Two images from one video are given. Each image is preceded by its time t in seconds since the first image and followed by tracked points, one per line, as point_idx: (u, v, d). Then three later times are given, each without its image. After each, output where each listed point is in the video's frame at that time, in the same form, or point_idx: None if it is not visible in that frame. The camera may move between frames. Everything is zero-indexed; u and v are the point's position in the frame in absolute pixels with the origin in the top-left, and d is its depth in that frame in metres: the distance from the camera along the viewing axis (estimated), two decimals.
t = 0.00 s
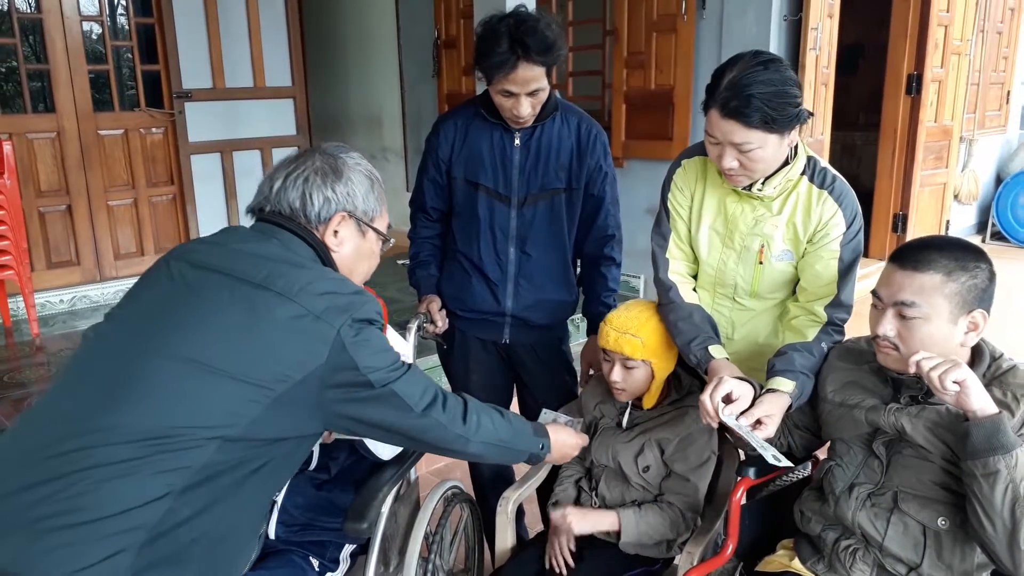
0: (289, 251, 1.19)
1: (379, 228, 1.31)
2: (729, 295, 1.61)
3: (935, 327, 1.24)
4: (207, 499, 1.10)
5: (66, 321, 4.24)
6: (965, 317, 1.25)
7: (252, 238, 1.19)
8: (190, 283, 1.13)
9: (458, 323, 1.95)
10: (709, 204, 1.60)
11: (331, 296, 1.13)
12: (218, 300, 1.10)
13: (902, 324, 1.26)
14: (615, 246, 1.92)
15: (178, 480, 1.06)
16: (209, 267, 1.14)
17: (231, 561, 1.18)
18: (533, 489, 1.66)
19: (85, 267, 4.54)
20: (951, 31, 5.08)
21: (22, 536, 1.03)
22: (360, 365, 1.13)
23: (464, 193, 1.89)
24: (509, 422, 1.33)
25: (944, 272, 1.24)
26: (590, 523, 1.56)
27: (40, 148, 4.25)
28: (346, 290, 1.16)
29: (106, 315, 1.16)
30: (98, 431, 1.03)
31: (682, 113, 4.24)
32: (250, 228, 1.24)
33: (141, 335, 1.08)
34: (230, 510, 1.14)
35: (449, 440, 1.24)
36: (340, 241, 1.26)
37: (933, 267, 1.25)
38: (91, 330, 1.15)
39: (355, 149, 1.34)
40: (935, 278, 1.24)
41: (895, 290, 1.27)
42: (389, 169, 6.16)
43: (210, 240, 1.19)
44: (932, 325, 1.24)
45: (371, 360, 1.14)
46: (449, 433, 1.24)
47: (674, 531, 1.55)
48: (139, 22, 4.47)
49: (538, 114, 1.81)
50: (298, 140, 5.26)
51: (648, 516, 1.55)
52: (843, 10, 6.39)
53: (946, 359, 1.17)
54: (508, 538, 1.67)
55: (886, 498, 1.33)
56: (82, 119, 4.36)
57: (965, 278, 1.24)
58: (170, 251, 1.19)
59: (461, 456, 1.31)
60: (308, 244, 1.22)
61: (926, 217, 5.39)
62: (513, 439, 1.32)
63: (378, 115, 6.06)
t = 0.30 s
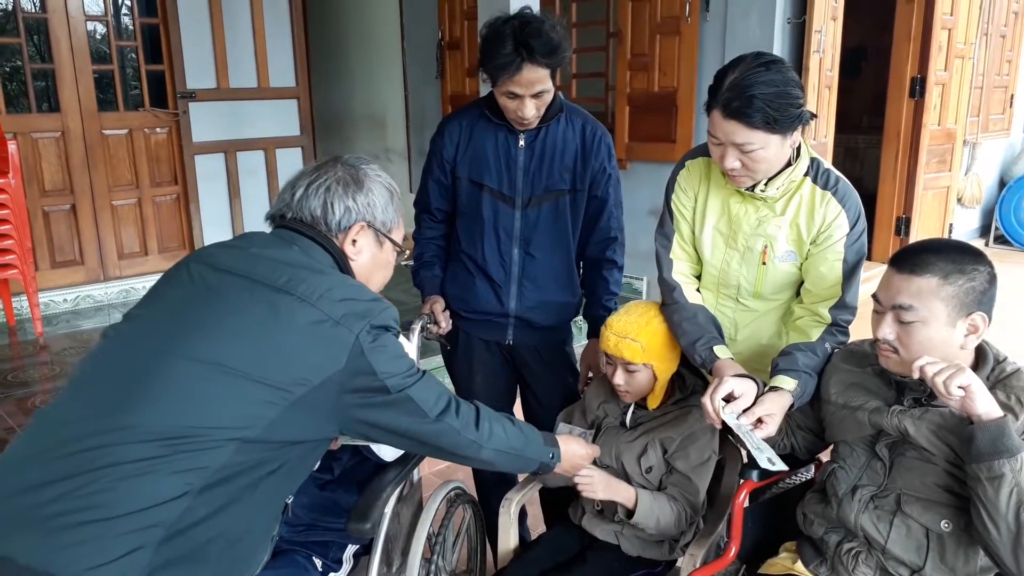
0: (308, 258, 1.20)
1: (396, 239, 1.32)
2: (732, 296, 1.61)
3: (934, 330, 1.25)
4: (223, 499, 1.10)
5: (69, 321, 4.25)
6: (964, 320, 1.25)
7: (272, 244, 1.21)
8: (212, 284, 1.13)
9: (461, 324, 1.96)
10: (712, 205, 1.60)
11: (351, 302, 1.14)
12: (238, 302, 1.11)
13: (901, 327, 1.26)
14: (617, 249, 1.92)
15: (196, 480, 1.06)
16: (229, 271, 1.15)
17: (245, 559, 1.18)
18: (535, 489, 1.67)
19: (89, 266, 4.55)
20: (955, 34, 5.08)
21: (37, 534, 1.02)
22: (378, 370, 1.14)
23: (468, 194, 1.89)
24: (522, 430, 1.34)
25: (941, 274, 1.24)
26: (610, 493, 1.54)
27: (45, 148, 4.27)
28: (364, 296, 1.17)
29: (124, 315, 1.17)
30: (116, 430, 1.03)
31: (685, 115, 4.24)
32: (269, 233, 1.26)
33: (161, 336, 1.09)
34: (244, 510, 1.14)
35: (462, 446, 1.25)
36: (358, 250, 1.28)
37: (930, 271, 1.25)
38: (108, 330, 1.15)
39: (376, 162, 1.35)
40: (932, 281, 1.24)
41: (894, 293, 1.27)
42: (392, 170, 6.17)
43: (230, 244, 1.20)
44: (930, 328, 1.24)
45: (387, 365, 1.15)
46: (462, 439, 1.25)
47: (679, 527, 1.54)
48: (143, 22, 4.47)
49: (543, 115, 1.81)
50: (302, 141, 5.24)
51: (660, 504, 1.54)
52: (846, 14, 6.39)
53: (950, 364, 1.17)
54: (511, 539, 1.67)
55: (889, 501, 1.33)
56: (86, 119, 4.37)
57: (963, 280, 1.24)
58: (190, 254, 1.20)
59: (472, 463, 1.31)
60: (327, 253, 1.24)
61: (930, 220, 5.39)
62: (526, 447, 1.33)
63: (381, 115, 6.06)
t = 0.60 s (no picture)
0: (321, 260, 1.20)
1: (408, 244, 1.33)
2: (735, 299, 1.61)
3: (934, 336, 1.25)
4: (238, 500, 1.11)
5: (72, 323, 4.26)
6: (963, 324, 1.25)
7: (286, 248, 1.21)
8: (226, 287, 1.14)
9: (464, 326, 1.96)
10: (716, 208, 1.60)
11: (365, 306, 1.15)
12: (253, 305, 1.11)
13: (901, 333, 1.27)
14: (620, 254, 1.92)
15: (212, 480, 1.06)
16: (243, 273, 1.15)
17: (258, 561, 1.18)
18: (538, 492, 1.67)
19: (93, 268, 4.56)
20: (958, 39, 5.08)
21: (49, 534, 1.02)
22: (392, 373, 1.15)
23: (473, 198, 1.90)
24: (531, 434, 1.35)
25: (937, 280, 1.24)
26: (617, 502, 1.54)
27: (49, 150, 4.28)
28: (378, 300, 1.18)
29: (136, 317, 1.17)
30: (131, 430, 1.03)
31: (688, 119, 4.24)
32: (283, 237, 1.26)
33: (176, 338, 1.09)
34: (257, 511, 1.15)
35: (473, 449, 1.26)
36: (371, 254, 1.29)
37: (927, 276, 1.25)
38: (121, 332, 1.15)
39: (390, 168, 1.36)
40: (929, 286, 1.24)
41: (893, 298, 1.27)
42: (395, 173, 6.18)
43: (244, 248, 1.20)
44: (928, 333, 1.25)
45: (401, 368, 1.16)
46: (473, 442, 1.25)
47: (683, 531, 1.54)
48: (148, 25, 4.49)
49: (548, 119, 1.82)
50: (305, 144, 5.24)
51: (670, 509, 1.54)
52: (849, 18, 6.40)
53: (954, 372, 1.18)
54: (513, 542, 1.67)
55: (891, 505, 1.33)
56: (91, 121, 4.39)
57: (960, 285, 1.24)
58: (204, 256, 1.20)
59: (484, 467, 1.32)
60: (342, 257, 1.24)
61: (933, 224, 5.38)
62: (535, 451, 1.34)
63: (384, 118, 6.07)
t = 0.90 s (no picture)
0: (327, 260, 1.20)
1: (412, 244, 1.33)
2: (735, 296, 1.61)
3: (933, 334, 1.25)
4: (247, 501, 1.11)
5: (73, 324, 4.26)
6: (961, 322, 1.25)
7: (292, 247, 1.21)
8: (233, 287, 1.14)
9: (465, 326, 1.96)
10: (716, 206, 1.60)
11: (373, 306, 1.15)
12: (260, 305, 1.11)
13: (899, 331, 1.27)
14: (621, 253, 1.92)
15: (222, 482, 1.06)
16: (250, 274, 1.15)
17: (266, 561, 1.18)
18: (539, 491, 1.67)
19: (93, 269, 4.56)
20: (957, 37, 5.08)
21: (57, 536, 1.02)
22: (399, 372, 1.16)
23: (474, 197, 1.90)
24: (536, 433, 1.35)
25: (935, 278, 1.24)
26: (619, 502, 1.54)
27: (49, 151, 4.29)
28: (384, 300, 1.18)
29: (143, 319, 1.17)
30: (141, 431, 1.03)
31: (687, 118, 4.24)
32: (289, 237, 1.26)
33: (184, 338, 1.09)
34: (265, 512, 1.15)
35: (479, 447, 1.26)
36: (376, 254, 1.29)
37: (925, 275, 1.25)
38: (127, 334, 1.15)
39: (394, 168, 1.36)
40: (927, 284, 1.24)
41: (891, 297, 1.27)
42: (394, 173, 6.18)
43: (249, 248, 1.20)
44: (927, 331, 1.25)
45: (408, 368, 1.17)
46: (480, 440, 1.26)
47: (684, 530, 1.54)
48: (147, 26, 4.49)
49: (549, 119, 1.82)
50: (305, 144, 5.24)
51: (672, 508, 1.54)
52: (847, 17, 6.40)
53: (954, 372, 1.18)
54: (513, 541, 1.67)
55: (891, 503, 1.33)
56: (91, 122, 4.39)
57: (957, 283, 1.24)
58: (210, 256, 1.20)
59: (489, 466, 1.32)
60: (348, 258, 1.25)
61: (932, 222, 5.38)
62: (540, 449, 1.34)
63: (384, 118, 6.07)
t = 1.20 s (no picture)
0: (330, 263, 1.19)
1: (416, 249, 1.32)
2: (737, 299, 1.60)
3: (936, 337, 1.23)
4: (252, 508, 1.10)
5: (73, 326, 4.26)
6: (964, 326, 1.24)
7: (295, 251, 1.20)
8: (236, 291, 1.13)
9: (466, 328, 1.95)
10: (717, 208, 1.59)
11: (378, 311, 1.14)
12: (264, 309, 1.10)
13: (903, 334, 1.26)
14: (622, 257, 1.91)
15: (226, 488, 1.06)
16: (253, 277, 1.14)
17: (269, 569, 1.17)
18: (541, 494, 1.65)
19: (94, 270, 4.56)
20: (960, 39, 5.07)
21: (59, 544, 1.01)
22: (403, 378, 1.14)
23: (475, 199, 1.89)
24: (541, 439, 1.35)
25: (939, 281, 1.23)
26: (622, 508, 1.53)
27: (50, 152, 4.29)
28: (388, 305, 1.16)
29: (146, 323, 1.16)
30: (145, 437, 1.02)
31: (689, 120, 4.23)
32: (293, 241, 1.25)
33: (187, 341, 1.08)
34: (270, 519, 1.14)
35: (483, 453, 1.25)
36: (381, 259, 1.28)
37: (929, 278, 1.24)
38: (131, 338, 1.14)
39: (399, 172, 1.35)
40: (931, 287, 1.23)
41: (894, 299, 1.26)
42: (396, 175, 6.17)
43: (253, 251, 1.19)
44: (931, 335, 1.23)
45: (412, 373, 1.15)
46: (484, 445, 1.25)
47: (687, 535, 1.53)
48: (148, 28, 4.48)
49: (551, 121, 1.81)
50: (306, 146, 5.24)
51: (675, 514, 1.53)
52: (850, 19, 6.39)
53: (955, 377, 1.17)
54: (514, 545, 1.66)
55: (892, 507, 1.32)
56: (92, 123, 4.39)
57: (961, 287, 1.23)
58: (213, 259, 1.19)
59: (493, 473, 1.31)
60: (352, 262, 1.24)
61: (935, 226, 5.37)
62: (545, 455, 1.33)
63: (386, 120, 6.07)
